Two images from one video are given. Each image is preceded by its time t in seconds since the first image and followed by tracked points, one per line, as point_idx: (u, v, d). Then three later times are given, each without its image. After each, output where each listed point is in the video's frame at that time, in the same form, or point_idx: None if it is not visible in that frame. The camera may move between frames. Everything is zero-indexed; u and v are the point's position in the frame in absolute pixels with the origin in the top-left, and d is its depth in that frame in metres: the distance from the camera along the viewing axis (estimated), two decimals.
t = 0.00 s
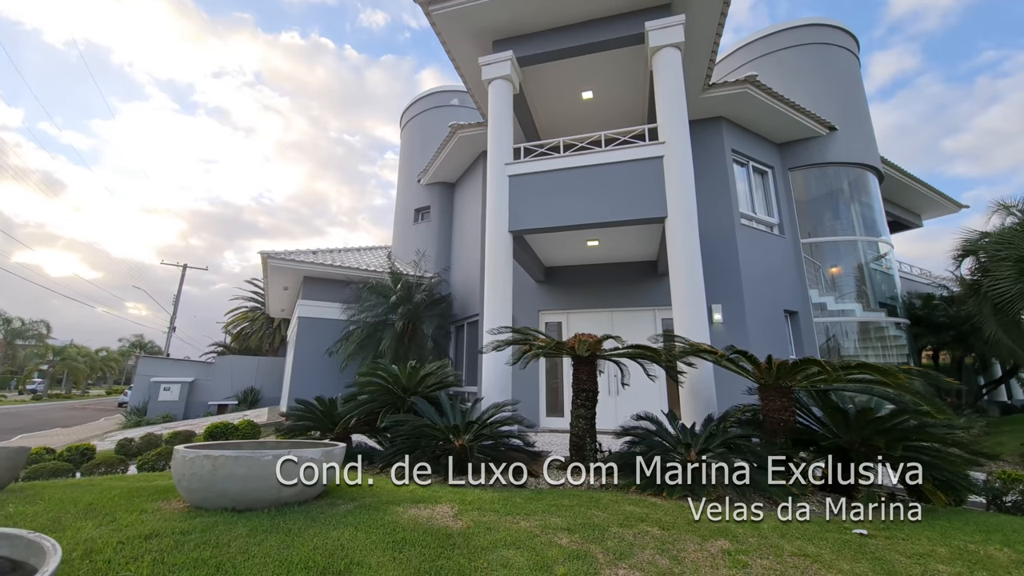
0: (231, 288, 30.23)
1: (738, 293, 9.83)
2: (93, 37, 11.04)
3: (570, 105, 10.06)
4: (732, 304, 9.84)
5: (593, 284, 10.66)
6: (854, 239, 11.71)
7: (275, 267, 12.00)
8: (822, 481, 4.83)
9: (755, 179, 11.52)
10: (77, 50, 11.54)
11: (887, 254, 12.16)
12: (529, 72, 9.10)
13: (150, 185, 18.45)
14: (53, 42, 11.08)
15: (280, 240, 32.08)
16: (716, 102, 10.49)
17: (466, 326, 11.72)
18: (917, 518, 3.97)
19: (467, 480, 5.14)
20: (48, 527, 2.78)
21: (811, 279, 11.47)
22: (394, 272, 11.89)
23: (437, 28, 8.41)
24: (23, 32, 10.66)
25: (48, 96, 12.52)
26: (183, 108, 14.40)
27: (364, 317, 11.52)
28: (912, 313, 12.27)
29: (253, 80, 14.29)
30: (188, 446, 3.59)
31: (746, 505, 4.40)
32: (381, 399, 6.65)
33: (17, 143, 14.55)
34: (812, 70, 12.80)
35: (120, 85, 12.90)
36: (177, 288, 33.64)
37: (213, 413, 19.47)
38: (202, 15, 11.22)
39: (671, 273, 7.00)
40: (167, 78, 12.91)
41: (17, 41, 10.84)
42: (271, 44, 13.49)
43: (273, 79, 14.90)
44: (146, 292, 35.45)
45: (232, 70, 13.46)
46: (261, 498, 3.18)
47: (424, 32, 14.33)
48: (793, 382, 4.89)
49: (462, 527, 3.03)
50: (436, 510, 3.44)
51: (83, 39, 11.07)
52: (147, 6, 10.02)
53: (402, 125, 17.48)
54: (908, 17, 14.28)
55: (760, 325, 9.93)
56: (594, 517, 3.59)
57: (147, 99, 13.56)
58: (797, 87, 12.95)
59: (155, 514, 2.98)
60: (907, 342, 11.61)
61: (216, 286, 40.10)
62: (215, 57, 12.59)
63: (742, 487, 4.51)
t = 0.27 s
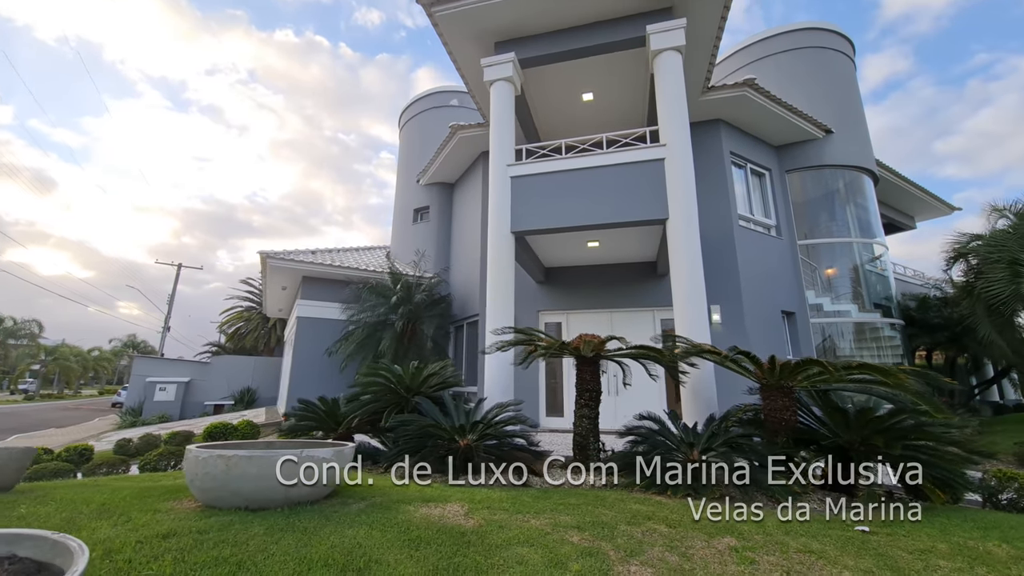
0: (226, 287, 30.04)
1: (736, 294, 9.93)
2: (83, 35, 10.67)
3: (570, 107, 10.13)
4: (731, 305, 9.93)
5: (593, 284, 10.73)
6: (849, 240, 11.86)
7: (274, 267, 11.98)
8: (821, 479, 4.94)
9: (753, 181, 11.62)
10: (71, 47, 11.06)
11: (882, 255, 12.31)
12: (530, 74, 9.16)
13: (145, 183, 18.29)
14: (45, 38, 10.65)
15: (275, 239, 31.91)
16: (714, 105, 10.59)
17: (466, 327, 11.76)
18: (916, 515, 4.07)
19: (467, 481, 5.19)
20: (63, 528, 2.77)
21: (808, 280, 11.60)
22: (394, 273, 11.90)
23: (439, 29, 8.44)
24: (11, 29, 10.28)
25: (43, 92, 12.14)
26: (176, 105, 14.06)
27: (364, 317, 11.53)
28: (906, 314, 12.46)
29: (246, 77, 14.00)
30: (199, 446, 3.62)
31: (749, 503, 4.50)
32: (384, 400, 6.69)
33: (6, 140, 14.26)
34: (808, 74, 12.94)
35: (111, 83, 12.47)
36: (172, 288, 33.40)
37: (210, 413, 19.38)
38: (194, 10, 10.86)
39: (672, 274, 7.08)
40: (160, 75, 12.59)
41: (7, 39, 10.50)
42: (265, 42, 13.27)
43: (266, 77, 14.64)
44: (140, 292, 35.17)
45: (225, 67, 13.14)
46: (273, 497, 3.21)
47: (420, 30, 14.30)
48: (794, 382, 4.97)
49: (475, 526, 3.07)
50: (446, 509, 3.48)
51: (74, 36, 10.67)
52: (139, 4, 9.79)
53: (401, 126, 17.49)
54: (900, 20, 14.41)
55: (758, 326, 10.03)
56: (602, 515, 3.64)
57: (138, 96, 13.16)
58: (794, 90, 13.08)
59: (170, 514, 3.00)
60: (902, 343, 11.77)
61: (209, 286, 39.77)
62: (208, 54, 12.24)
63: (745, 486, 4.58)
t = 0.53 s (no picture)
0: (220, 287, 29.85)
1: (733, 295, 10.05)
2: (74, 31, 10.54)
3: (569, 109, 10.20)
4: (728, 306, 10.04)
5: (591, 285, 10.81)
6: (843, 242, 12.01)
7: (272, 267, 11.96)
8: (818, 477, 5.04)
9: (749, 183, 11.74)
10: (60, 43, 10.94)
11: (876, 257, 12.47)
12: (531, 76, 9.22)
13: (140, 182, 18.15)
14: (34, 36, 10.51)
15: (269, 238, 31.75)
16: (712, 108, 10.69)
17: (465, 327, 11.79)
18: (912, 512, 4.17)
19: (467, 481, 5.25)
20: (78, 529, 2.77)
21: (803, 281, 11.75)
22: (393, 273, 11.92)
23: (441, 31, 8.48)
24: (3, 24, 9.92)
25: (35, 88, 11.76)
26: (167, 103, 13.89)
27: (362, 317, 11.53)
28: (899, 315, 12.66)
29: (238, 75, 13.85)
30: (208, 446, 3.64)
31: (751, 503, 4.59)
32: (386, 400, 6.71)
33: None
34: (803, 77, 13.09)
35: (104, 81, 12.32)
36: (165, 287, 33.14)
37: (205, 413, 19.28)
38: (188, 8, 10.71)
39: (671, 275, 7.16)
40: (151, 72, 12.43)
41: None
42: (258, 40, 13.16)
43: (259, 75, 14.50)
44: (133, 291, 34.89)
45: (217, 65, 13.02)
46: (284, 496, 3.24)
47: (415, 29, 14.29)
48: (792, 382, 5.06)
49: (484, 523, 3.13)
50: (454, 507, 3.53)
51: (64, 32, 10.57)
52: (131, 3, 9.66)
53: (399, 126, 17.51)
54: (892, 23, 14.59)
55: (755, 326, 10.16)
56: (607, 513, 3.70)
57: (130, 93, 13.16)
58: (790, 93, 13.22)
59: (183, 514, 3.02)
60: (895, 343, 11.95)
61: (202, 285, 39.47)
62: (199, 51, 12.20)
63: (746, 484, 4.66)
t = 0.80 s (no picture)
0: (214, 286, 29.59)
1: (730, 295, 10.14)
2: (65, 26, 10.43)
3: (569, 110, 10.25)
4: (724, 306, 10.14)
5: (589, 285, 10.87)
6: (837, 244, 12.14)
7: (269, 266, 11.91)
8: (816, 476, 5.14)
9: (746, 185, 11.84)
10: (49, 39, 10.82)
11: (869, 258, 12.61)
12: (531, 77, 9.26)
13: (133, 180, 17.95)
14: (23, 30, 10.37)
15: (262, 237, 31.55)
16: (710, 110, 10.77)
17: (464, 327, 11.80)
18: (909, 510, 4.25)
19: (468, 480, 5.26)
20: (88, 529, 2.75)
21: (798, 282, 11.89)
22: (391, 273, 11.91)
23: (441, 31, 8.49)
24: None
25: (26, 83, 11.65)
26: (158, 99, 13.67)
27: (360, 317, 11.51)
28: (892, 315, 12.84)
29: (231, 72, 13.68)
30: (215, 446, 3.65)
31: (751, 501, 4.66)
32: (386, 400, 6.72)
33: None
34: (799, 80, 13.23)
35: (93, 75, 12.19)
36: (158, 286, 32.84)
37: (199, 413, 19.13)
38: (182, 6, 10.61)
39: (671, 276, 7.22)
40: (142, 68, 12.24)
41: None
42: (251, 36, 12.99)
43: (251, 71, 14.32)
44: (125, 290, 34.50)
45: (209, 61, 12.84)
46: (291, 496, 3.25)
47: (411, 27, 14.24)
48: (790, 381, 5.13)
49: (493, 522, 3.16)
50: (461, 506, 3.56)
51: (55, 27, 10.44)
52: None
53: (397, 125, 17.49)
54: (884, 27, 14.77)
55: (751, 327, 10.26)
56: (612, 512, 3.73)
57: (120, 89, 12.87)
58: (785, 96, 13.36)
59: (192, 513, 3.03)
60: (887, 343, 12.13)
61: (194, 284, 39.12)
62: (193, 47, 12.03)
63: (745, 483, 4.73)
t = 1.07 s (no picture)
0: (205, 284, 29.25)
1: (725, 295, 10.24)
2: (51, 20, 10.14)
3: (567, 110, 10.29)
4: (719, 306, 10.24)
5: (586, 284, 10.91)
6: (830, 245, 12.30)
7: (264, 265, 11.82)
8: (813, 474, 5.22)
9: (740, 186, 11.95)
10: (36, 33, 10.54)
11: (860, 259, 12.80)
12: (529, 77, 9.28)
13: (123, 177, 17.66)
14: (11, 24, 10.07)
15: (253, 235, 31.26)
16: (706, 111, 10.86)
17: (460, 326, 11.78)
18: (904, 507, 4.32)
19: (469, 480, 5.27)
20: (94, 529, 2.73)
21: (791, 283, 12.04)
22: (387, 272, 11.88)
23: (441, 30, 8.47)
24: None
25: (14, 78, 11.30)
26: (146, 95, 13.39)
27: (356, 316, 11.47)
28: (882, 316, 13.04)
29: (221, 69, 13.47)
30: (217, 445, 3.62)
31: (750, 498, 4.74)
32: (385, 400, 6.70)
33: None
34: (793, 83, 13.39)
35: (82, 70, 11.93)
36: (148, 284, 32.42)
37: (191, 412, 18.91)
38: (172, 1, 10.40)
39: (670, 276, 7.28)
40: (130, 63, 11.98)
41: None
42: (241, 32, 12.78)
43: (242, 68, 14.12)
44: (113, 288, 34.01)
45: (198, 57, 12.61)
46: (297, 495, 3.24)
47: (405, 24, 14.21)
48: (786, 380, 5.20)
49: (499, 520, 3.17)
50: (465, 504, 3.57)
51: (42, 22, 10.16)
52: None
53: (392, 124, 17.44)
54: (874, 30, 15.01)
55: (746, 326, 10.37)
56: (616, 510, 3.76)
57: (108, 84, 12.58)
58: (779, 98, 13.51)
59: (198, 513, 3.02)
60: (878, 343, 12.33)
61: (183, 282, 38.65)
62: (181, 42, 11.74)
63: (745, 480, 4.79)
